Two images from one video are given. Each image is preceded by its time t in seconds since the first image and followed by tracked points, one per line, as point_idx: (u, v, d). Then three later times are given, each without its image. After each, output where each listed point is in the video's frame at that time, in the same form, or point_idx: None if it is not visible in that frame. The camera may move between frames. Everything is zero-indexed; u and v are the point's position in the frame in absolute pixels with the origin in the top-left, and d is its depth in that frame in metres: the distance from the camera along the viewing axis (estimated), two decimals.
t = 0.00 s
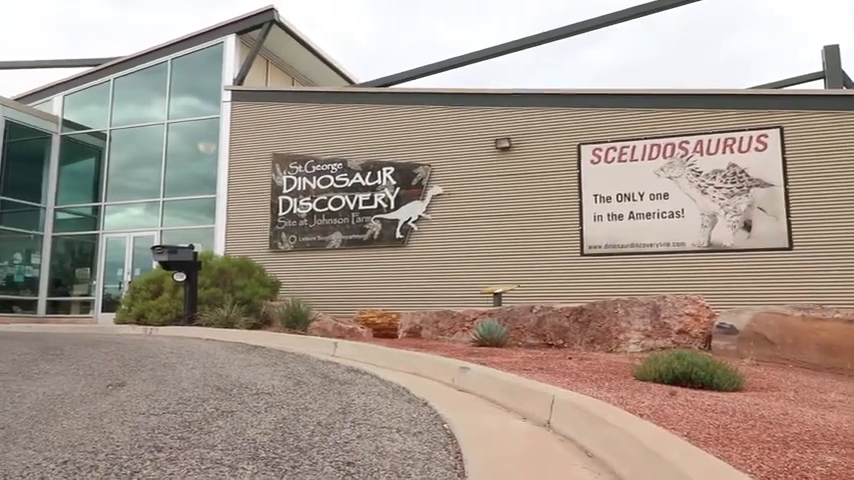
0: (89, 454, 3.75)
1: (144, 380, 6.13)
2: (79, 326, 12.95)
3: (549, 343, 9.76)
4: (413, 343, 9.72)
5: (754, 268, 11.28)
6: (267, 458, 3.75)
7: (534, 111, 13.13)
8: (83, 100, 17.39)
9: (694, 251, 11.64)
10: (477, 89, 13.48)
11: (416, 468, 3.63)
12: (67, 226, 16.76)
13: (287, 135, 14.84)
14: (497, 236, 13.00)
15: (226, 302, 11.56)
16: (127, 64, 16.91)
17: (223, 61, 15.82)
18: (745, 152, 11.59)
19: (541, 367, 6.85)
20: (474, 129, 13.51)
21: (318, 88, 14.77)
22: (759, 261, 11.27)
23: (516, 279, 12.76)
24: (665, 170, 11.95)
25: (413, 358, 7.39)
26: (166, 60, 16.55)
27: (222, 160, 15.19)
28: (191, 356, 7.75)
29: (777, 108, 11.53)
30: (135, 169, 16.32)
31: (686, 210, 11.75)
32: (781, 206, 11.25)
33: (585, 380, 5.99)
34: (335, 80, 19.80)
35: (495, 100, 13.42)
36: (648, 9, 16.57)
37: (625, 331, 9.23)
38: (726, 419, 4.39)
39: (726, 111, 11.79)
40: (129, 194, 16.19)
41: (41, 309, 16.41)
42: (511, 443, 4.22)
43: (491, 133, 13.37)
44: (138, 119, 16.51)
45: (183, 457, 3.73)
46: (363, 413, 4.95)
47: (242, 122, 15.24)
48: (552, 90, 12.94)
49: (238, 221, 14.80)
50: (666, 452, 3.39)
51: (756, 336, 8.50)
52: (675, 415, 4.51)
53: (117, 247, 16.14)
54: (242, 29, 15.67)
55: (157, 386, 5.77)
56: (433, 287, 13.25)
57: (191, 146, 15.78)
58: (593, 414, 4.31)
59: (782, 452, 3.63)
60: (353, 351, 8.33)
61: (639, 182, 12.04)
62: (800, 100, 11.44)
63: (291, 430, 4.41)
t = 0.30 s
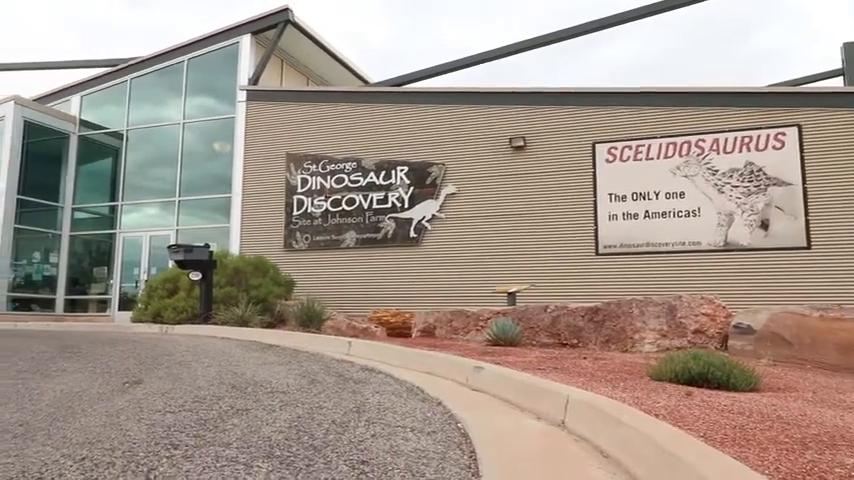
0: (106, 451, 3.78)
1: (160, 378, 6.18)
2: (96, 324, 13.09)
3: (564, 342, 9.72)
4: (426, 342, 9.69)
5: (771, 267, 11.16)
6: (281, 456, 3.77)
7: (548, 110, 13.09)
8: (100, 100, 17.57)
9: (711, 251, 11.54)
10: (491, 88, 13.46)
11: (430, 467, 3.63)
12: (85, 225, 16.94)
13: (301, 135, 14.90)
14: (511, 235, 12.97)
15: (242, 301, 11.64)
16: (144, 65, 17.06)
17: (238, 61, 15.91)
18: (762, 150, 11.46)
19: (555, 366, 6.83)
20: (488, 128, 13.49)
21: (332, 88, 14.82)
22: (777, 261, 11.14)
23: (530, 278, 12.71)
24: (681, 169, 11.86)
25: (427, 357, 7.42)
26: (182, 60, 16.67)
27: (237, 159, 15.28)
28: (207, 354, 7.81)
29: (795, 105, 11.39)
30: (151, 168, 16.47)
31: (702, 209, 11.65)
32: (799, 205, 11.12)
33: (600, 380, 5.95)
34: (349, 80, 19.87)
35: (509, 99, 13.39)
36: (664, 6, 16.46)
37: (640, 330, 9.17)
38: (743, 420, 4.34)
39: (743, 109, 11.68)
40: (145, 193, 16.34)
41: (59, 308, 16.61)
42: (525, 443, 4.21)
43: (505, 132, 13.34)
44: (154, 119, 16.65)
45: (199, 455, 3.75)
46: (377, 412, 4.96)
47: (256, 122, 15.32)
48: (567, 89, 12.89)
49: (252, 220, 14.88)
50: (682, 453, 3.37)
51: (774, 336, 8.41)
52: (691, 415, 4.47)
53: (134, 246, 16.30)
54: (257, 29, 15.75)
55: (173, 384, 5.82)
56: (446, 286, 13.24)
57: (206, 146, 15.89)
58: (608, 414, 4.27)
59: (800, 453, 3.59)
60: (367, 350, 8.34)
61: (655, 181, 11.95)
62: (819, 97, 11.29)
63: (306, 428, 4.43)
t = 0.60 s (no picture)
0: (122, 449, 3.82)
1: (174, 376, 6.23)
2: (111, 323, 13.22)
3: (577, 342, 9.70)
4: (438, 342, 9.67)
5: (786, 266, 11.05)
6: (294, 455, 3.78)
7: (561, 108, 13.03)
8: (114, 101, 17.73)
9: (725, 249, 11.45)
10: (503, 87, 13.44)
11: (443, 467, 3.63)
12: (100, 226, 17.10)
13: (313, 135, 14.94)
14: (523, 234, 12.94)
15: (255, 300, 11.70)
16: (158, 66, 17.18)
17: (250, 62, 15.98)
18: (778, 148, 11.35)
19: (567, 366, 6.79)
20: (500, 127, 13.46)
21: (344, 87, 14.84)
22: (793, 260, 11.03)
23: (542, 277, 12.68)
24: (695, 167, 11.78)
25: (441, 356, 7.40)
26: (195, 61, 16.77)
27: (250, 159, 15.35)
28: (220, 353, 7.85)
29: (811, 102, 11.24)
30: (165, 169, 16.59)
31: (716, 208, 11.56)
32: (816, 203, 10.98)
33: (613, 380, 5.92)
34: (361, 79, 19.90)
35: (521, 97, 13.35)
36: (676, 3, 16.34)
37: (654, 330, 9.12)
38: (758, 420, 4.30)
39: (758, 107, 11.55)
40: (159, 193, 16.46)
41: (75, 307, 16.78)
42: (538, 443, 4.20)
43: (517, 131, 13.31)
44: (168, 120, 16.76)
45: (213, 453, 3.77)
46: (390, 411, 4.96)
47: (269, 122, 15.39)
48: (579, 87, 12.83)
49: (265, 220, 14.95)
50: (697, 454, 3.35)
51: (789, 335, 8.31)
52: (706, 415, 4.44)
53: (148, 246, 16.43)
54: (269, 30, 15.80)
55: (187, 383, 5.86)
56: (458, 285, 13.24)
57: (220, 146, 15.98)
58: (622, 415, 4.24)
59: (817, 455, 3.54)
60: (379, 349, 8.35)
61: (668, 179, 11.88)
62: (835, 94, 11.14)
63: (318, 427, 4.44)
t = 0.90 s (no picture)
0: (144, 446, 3.86)
1: (195, 374, 6.29)
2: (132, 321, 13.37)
3: (595, 342, 9.64)
4: (456, 341, 9.66)
5: (810, 266, 10.88)
6: (313, 453, 3.80)
7: (579, 107, 12.96)
8: (135, 102, 17.93)
9: (747, 249, 11.30)
10: (521, 85, 13.40)
11: (461, 466, 3.62)
12: (122, 224, 17.33)
13: (332, 134, 15.00)
14: (541, 233, 12.88)
15: (273, 299, 11.78)
16: (178, 67, 17.36)
17: (269, 62, 16.08)
18: (801, 146, 11.17)
19: (587, 366, 6.74)
20: (519, 126, 13.42)
21: (362, 87, 14.88)
22: (816, 260, 10.85)
23: (561, 277, 12.61)
24: (716, 166, 11.64)
25: (459, 356, 7.38)
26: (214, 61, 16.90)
27: (268, 158, 15.45)
28: (240, 351, 7.92)
29: (836, 100, 11.05)
30: (185, 168, 16.75)
31: (738, 207, 11.42)
32: (840, 202, 10.79)
33: (632, 380, 5.86)
34: (379, 79, 19.94)
35: (539, 96, 13.30)
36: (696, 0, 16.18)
37: (674, 330, 9.03)
38: (782, 423, 4.24)
39: (781, 104, 11.39)
40: (180, 193, 16.63)
41: (97, 305, 17.00)
42: (557, 443, 4.18)
43: (535, 129, 13.26)
44: (188, 120, 16.92)
45: (233, 450, 3.80)
46: (408, 410, 4.97)
47: (288, 122, 15.48)
48: (598, 85, 12.74)
49: (284, 219, 15.03)
50: (718, 455, 3.31)
51: (813, 336, 8.17)
52: (728, 417, 4.37)
53: (168, 244, 16.60)
54: (288, 30, 15.89)
55: (208, 380, 5.91)
56: (476, 284, 13.22)
57: (239, 146, 16.10)
58: (642, 416, 4.20)
59: (843, 458, 3.48)
60: (397, 348, 8.36)
61: (689, 178, 11.75)
62: None
63: (337, 425, 4.46)
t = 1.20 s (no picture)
0: (161, 443, 3.89)
1: (211, 372, 6.33)
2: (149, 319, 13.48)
3: (611, 342, 9.59)
4: (471, 341, 9.64)
5: (829, 266, 10.74)
6: (329, 451, 3.81)
7: (595, 106, 12.89)
8: (152, 102, 18.09)
9: (765, 249, 11.17)
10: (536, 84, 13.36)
11: (476, 466, 3.62)
12: (139, 223, 17.49)
13: (346, 134, 15.04)
14: (556, 233, 12.82)
15: (289, 298, 11.84)
16: (194, 67, 17.48)
17: (284, 62, 16.15)
18: (821, 145, 11.02)
19: (602, 366, 6.70)
20: (533, 126, 13.38)
21: (376, 86, 14.91)
22: (836, 260, 10.71)
23: (576, 277, 12.54)
24: (734, 165, 11.52)
25: (475, 356, 7.35)
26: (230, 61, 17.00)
27: (283, 158, 15.52)
28: (255, 349, 7.96)
29: None
30: (201, 168, 16.87)
31: (756, 206, 11.30)
32: None
33: (648, 381, 5.81)
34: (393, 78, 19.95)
35: (554, 95, 13.25)
36: None
37: (691, 330, 8.96)
38: (801, 425, 4.18)
39: (800, 103, 11.25)
40: (196, 192, 16.76)
41: (115, 302, 17.18)
42: (572, 443, 4.16)
43: (550, 129, 13.21)
44: (205, 119, 17.04)
45: (249, 448, 3.82)
46: (422, 409, 4.97)
47: (302, 121, 15.54)
48: (614, 84, 12.66)
49: (298, 218, 15.10)
50: (736, 457, 3.28)
51: (832, 337, 8.05)
52: (746, 419, 4.33)
53: (184, 243, 16.74)
54: (303, 29, 15.95)
55: (224, 378, 5.95)
56: (491, 284, 13.19)
57: (255, 145, 16.18)
58: (659, 416, 4.17)
59: None
60: (412, 347, 8.37)
61: (706, 177, 11.65)
62: None
63: (352, 423, 4.47)
